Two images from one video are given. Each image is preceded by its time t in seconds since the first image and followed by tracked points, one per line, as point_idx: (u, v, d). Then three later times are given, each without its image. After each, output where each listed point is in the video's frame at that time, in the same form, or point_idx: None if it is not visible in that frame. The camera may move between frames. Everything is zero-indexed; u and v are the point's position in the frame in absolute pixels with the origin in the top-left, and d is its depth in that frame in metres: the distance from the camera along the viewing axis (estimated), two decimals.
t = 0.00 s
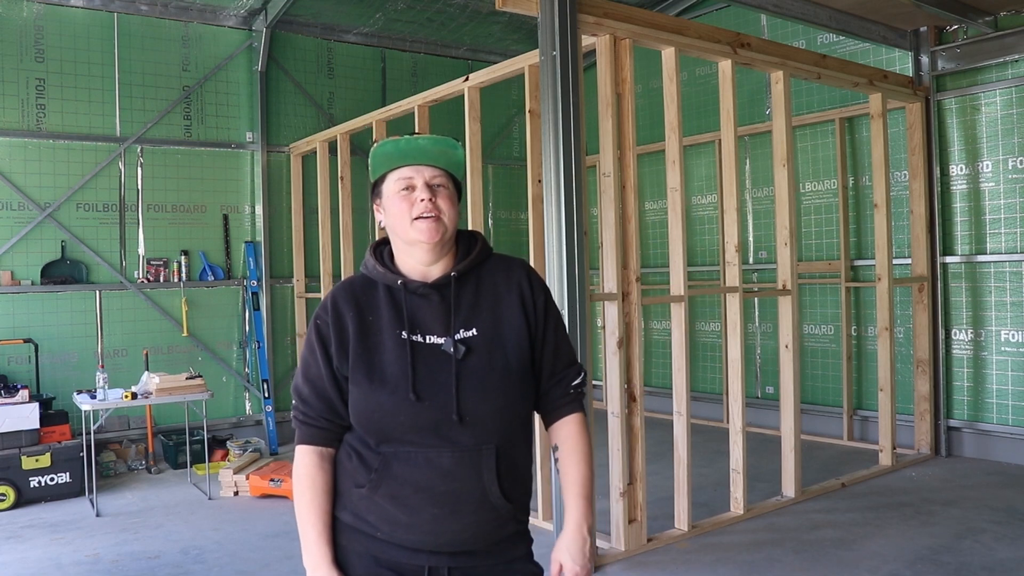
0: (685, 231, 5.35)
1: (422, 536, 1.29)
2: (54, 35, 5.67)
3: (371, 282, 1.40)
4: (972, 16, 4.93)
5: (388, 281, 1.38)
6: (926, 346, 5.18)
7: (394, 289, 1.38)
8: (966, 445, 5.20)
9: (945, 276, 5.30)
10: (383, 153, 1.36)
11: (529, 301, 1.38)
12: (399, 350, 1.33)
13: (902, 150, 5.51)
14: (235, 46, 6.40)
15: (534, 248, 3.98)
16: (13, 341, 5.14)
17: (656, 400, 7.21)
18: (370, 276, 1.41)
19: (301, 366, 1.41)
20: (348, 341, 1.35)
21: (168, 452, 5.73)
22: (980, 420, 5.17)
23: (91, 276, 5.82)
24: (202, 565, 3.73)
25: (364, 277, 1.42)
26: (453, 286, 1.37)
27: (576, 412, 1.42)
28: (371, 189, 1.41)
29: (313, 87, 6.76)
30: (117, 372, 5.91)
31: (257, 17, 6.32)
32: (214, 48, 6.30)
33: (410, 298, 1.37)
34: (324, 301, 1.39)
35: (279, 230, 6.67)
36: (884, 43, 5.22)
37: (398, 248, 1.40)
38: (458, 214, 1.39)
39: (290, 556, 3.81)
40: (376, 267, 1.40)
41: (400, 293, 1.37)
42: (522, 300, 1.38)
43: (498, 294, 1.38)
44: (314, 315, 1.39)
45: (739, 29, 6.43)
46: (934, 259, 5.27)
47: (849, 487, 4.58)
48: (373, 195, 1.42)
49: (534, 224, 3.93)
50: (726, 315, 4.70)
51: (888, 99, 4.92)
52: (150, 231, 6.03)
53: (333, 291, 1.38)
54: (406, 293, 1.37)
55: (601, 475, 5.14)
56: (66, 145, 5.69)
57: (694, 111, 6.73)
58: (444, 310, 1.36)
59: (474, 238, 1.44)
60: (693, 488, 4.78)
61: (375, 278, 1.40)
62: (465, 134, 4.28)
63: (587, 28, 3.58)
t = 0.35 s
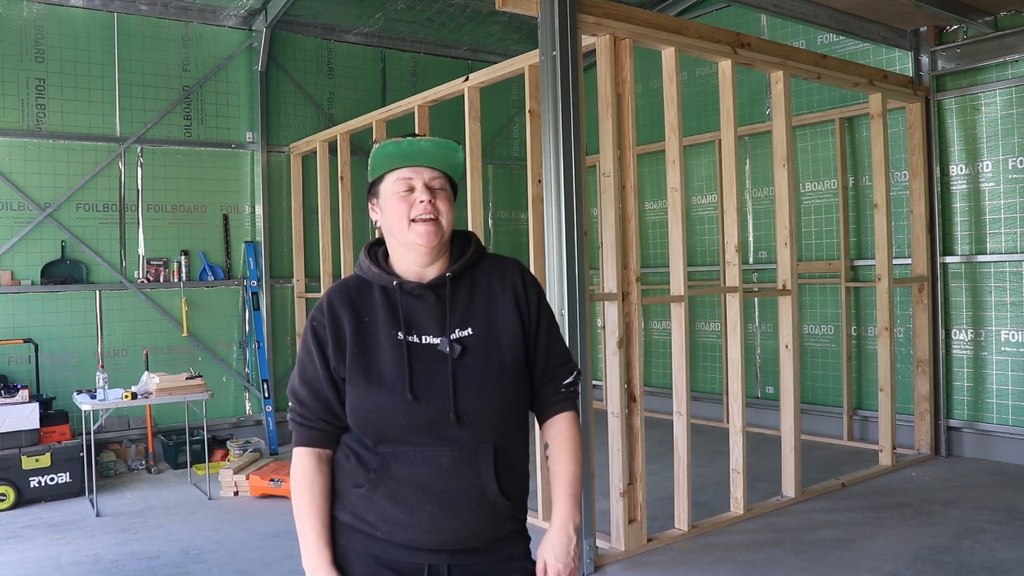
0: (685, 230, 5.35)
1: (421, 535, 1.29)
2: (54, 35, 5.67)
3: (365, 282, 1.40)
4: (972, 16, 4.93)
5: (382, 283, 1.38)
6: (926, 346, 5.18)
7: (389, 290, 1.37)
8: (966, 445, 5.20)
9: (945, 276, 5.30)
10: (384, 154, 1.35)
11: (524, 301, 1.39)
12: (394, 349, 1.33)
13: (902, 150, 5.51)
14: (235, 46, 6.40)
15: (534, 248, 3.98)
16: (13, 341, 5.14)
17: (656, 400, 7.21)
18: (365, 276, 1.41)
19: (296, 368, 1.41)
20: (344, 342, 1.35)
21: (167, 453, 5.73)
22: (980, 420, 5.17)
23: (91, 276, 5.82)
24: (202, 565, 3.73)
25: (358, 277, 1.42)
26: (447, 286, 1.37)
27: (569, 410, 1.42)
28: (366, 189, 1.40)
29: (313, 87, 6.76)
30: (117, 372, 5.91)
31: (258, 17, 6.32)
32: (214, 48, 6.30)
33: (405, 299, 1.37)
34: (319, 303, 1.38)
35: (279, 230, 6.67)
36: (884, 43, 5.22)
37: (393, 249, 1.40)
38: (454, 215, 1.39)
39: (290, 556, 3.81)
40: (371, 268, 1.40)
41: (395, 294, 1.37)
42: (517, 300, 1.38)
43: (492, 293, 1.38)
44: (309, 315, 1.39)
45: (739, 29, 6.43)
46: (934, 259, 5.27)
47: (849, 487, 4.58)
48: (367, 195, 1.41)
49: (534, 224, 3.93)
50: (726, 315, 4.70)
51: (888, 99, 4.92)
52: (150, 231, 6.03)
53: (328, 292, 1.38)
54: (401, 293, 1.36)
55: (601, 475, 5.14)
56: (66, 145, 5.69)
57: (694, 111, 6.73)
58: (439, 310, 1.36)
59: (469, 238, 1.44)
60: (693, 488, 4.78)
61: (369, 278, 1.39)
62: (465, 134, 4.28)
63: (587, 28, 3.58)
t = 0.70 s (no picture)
0: (685, 230, 5.35)
1: (435, 528, 1.31)
2: (54, 35, 5.67)
3: (353, 275, 1.40)
4: (972, 16, 4.93)
5: (374, 274, 1.39)
6: (926, 346, 5.18)
7: (381, 283, 1.39)
8: (966, 445, 5.20)
9: (945, 276, 5.30)
10: (414, 141, 1.34)
11: (510, 291, 1.46)
12: (394, 343, 1.33)
13: (902, 150, 5.51)
14: (235, 46, 6.40)
15: (534, 248, 3.98)
16: (13, 341, 5.14)
17: (656, 400, 7.21)
18: (353, 265, 1.41)
19: (279, 369, 1.36)
20: (340, 337, 1.33)
21: (167, 452, 5.73)
22: (980, 420, 5.16)
23: (91, 276, 5.82)
24: (202, 565, 3.73)
25: (343, 266, 1.41)
26: (439, 279, 1.42)
27: (561, 387, 1.55)
28: (366, 171, 1.38)
29: (313, 87, 6.76)
30: (117, 372, 5.91)
31: (257, 17, 6.32)
32: (214, 48, 6.30)
33: (400, 291, 1.38)
34: (306, 300, 1.35)
35: (279, 230, 6.67)
36: (884, 43, 5.21)
37: (385, 238, 1.41)
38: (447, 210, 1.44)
39: (290, 556, 3.81)
40: (360, 258, 1.41)
41: (389, 287, 1.39)
42: (505, 291, 1.45)
43: (480, 285, 1.45)
44: (293, 313, 1.35)
45: (739, 29, 6.43)
46: (934, 259, 5.27)
47: (849, 487, 4.58)
48: (365, 178, 1.39)
49: (534, 224, 3.93)
50: (726, 315, 4.70)
51: (888, 99, 4.92)
52: (150, 231, 6.03)
53: (317, 288, 1.36)
54: (396, 285, 1.39)
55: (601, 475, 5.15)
56: (66, 145, 5.69)
57: (694, 111, 6.73)
58: (434, 302, 1.39)
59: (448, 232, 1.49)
60: (693, 488, 4.78)
61: (358, 269, 1.40)
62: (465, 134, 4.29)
63: (587, 28, 3.58)
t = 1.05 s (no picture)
0: (685, 230, 5.35)
1: (462, 515, 1.42)
2: (54, 35, 5.67)
3: (362, 273, 1.41)
4: (972, 16, 4.93)
5: (388, 272, 1.42)
6: (926, 346, 5.18)
7: (393, 282, 1.43)
8: (966, 445, 5.20)
9: (945, 276, 5.30)
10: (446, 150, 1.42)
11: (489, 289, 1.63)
12: (421, 341, 1.39)
13: (902, 150, 5.51)
14: (235, 46, 6.39)
15: (534, 248, 3.98)
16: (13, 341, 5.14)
17: (657, 400, 7.21)
18: (364, 264, 1.41)
19: (295, 375, 1.30)
20: (375, 339, 1.34)
21: (168, 452, 5.73)
22: (980, 420, 5.16)
23: (91, 276, 5.82)
24: (202, 564, 3.73)
25: (353, 266, 1.41)
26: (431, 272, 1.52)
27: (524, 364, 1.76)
28: (393, 170, 1.39)
29: (313, 87, 6.76)
30: (117, 372, 5.91)
31: (257, 17, 6.32)
32: (214, 48, 6.30)
33: (414, 291, 1.44)
34: (328, 300, 1.34)
35: (279, 230, 6.67)
36: (884, 43, 5.21)
37: (397, 236, 1.45)
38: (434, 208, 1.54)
39: (290, 556, 3.81)
40: (372, 257, 1.43)
41: (401, 285, 1.43)
42: (487, 289, 1.62)
43: (464, 284, 1.57)
44: (314, 315, 1.32)
45: (739, 29, 6.43)
46: (934, 259, 5.27)
47: (850, 487, 4.58)
48: (389, 176, 1.40)
49: (534, 224, 3.93)
50: (726, 315, 4.70)
51: (888, 99, 4.92)
52: (150, 230, 6.03)
53: (339, 291, 1.35)
54: (410, 283, 1.44)
55: (601, 475, 5.15)
56: (66, 145, 5.69)
57: (694, 111, 6.73)
58: (441, 301, 1.49)
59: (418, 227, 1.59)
60: (694, 488, 4.78)
61: (371, 268, 1.41)
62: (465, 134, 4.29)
63: (587, 28, 3.58)
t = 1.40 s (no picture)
0: (685, 230, 5.35)
1: (466, 499, 1.47)
2: (54, 35, 5.67)
3: (383, 264, 1.40)
4: (972, 16, 4.93)
5: (405, 266, 1.43)
6: (926, 346, 5.19)
7: (410, 275, 1.43)
8: (966, 445, 5.20)
9: (945, 276, 5.31)
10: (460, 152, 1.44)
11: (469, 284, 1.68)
12: (443, 330, 1.41)
13: (902, 150, 5.51)
14: (235, 46, 6.40)
15: (534, 249, 3.98)
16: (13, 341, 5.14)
17: (656, 400, 7.21)
18: (385, 257, 1.41)
19: (328, 360, 1.28)
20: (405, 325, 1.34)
21: (168, 452, 5.73)
22: (980, 420, 5.16)
23: (91, 276, 5.81)
24: (202, 565, 3.73)
25: (373, 256, 1.40)
26: (433, 268, 1.54)
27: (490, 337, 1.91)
28: (410, 173, 1.40)
29: (313, 87, 6.76)
30: (117, 372, 5.91)
31: (258, 17, 6.32)
32: (214, 48, 6.30)
33: (429, 285, 1.45)
34: (363, 287, 1.33)
35: (279, 230, 6.67)
36: (884, 43, 5.21)
37: (408, 234, 1.46)
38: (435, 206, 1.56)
39: (290, 556, 3.81)
40: (390, 249, 1.42)
41: (416, 276, 1.44)
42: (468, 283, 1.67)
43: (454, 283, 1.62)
44: (349, 300, 1.31)
45: (739, 29, 6.43)
46: (934, 259, 5.27)
47: (849, 487, 4.59)
48: (405, 179, 1.41)
49: (534, 224, 3.93)
50: (726, 315, 4.70)
51: (888, 99, 4.92)
52: (150, 231, 6.03)
53: (369, 278, 1.34)
54: (424, 277, 1.45)
55: (601, 475, 5.15)
56: (66, 145, 5.69)
57: (694, 111, 6.74)
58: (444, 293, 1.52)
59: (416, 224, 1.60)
60: (694, 487, 4.78)
61: (391, 260, 1.41)
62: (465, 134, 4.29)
63: (587, 28, 3.58)
